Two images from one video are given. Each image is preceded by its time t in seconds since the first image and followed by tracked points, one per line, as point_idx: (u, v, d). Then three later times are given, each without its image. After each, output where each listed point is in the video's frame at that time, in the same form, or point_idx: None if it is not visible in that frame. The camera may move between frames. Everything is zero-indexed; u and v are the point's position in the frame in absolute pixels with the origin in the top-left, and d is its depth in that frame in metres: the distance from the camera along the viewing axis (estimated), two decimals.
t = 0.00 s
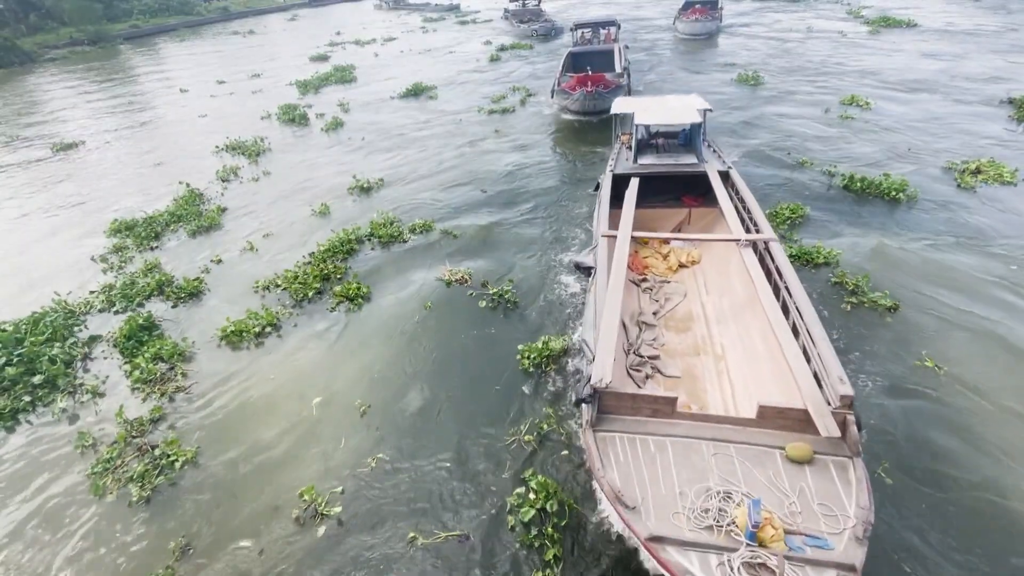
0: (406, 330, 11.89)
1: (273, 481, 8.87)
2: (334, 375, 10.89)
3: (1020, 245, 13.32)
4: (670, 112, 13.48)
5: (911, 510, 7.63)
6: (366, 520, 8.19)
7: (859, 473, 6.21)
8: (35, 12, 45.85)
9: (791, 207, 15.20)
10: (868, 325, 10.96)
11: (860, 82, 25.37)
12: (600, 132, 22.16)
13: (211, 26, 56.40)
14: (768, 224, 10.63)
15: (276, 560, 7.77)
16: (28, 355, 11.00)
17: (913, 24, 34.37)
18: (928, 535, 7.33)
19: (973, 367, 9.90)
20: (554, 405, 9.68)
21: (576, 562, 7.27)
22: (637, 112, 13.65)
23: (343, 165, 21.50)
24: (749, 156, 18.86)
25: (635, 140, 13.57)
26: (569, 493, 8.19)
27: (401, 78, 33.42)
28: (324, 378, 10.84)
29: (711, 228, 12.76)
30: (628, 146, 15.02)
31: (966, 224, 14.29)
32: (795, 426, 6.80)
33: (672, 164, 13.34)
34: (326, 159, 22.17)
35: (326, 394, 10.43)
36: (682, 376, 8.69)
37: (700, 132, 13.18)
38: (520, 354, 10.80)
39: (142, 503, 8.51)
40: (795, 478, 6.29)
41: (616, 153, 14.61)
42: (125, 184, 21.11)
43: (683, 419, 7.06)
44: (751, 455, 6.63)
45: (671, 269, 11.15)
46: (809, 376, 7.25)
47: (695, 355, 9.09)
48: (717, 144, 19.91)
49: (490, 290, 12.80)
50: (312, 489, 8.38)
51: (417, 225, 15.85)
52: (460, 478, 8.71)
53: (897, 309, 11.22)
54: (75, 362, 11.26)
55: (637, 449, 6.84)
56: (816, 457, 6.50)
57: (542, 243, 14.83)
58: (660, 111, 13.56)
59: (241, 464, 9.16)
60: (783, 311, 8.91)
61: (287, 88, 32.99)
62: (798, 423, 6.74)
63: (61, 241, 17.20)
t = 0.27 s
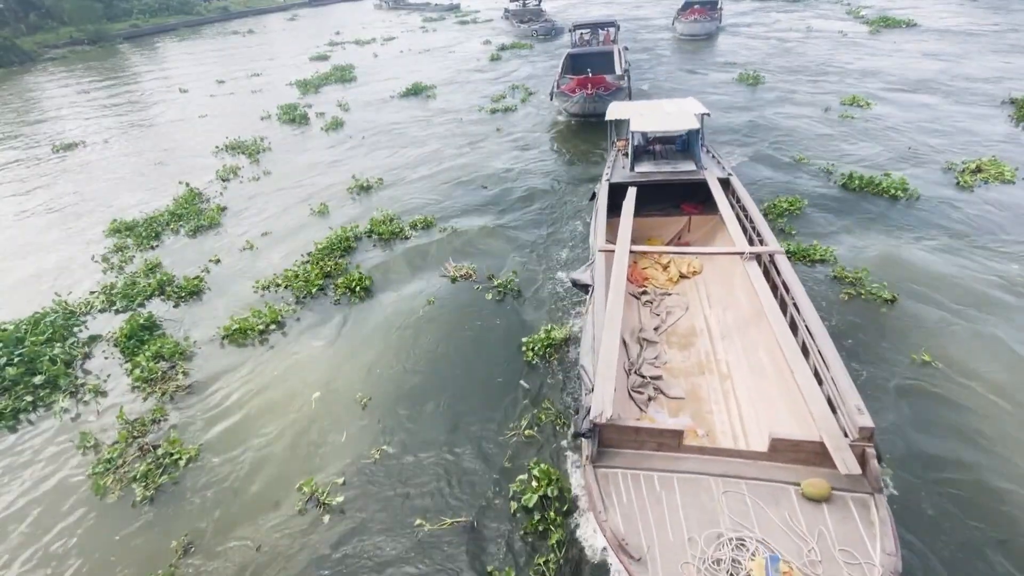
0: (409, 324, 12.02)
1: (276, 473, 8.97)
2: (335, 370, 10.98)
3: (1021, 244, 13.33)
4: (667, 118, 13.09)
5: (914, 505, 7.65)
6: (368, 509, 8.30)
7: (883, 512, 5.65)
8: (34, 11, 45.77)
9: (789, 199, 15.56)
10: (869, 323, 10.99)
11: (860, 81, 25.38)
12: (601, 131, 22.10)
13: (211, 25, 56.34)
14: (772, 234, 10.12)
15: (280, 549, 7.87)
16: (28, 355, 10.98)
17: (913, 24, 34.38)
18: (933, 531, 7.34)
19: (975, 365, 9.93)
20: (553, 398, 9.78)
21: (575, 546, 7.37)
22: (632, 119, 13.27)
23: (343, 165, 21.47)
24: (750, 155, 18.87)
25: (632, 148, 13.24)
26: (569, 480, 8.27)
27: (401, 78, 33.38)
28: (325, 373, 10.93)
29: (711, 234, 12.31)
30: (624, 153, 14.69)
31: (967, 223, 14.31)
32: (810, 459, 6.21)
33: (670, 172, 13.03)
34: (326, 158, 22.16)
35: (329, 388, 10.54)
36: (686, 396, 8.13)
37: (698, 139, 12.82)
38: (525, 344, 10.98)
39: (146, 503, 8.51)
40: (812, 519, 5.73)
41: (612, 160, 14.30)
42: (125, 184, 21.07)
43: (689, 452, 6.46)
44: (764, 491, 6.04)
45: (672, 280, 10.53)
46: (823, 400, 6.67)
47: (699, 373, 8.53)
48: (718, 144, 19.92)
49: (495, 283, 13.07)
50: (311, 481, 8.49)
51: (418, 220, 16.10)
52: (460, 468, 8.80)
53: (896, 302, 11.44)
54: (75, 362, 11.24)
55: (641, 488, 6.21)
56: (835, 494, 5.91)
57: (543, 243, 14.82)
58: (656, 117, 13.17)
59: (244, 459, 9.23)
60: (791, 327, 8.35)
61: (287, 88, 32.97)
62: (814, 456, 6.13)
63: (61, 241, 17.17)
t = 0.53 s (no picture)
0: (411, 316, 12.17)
1: (278, 465, 9.01)
2: (336, 362, 11.07)
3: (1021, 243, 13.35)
4: (664, 122, 12.65)
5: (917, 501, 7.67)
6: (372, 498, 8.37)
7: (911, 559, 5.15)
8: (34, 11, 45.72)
9: (788, 191, 15.85)
10: (872, 321, 10.98)
11: (861, 80, 25.37)
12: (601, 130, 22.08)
13: (211, 24, 56.31)
14: (777, 246, 9.71)
15: (283, 541, 7.90)
16: (28, 355, 10.95)
17: (913, 23, 34.41)
18: (935, 526, 7.37)
19: (979, 363, 9.91)
20: (553, 385, 9.93)
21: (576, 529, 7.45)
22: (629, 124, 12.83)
23: (344, 164, 21.44)
24: (750, 154, 18.89)
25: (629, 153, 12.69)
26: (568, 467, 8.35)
27: (401, 77, 33.35)
28: (326, 365, 11.02)
29: (712, 243, 11.79)
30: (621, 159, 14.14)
31: (968, 222, 14.31)
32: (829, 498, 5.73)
33: (668, 178, 12.47)
34: (326, 158, 22.15)
35: (330, 380, 10.63)
36: (690, 420, 7.76)
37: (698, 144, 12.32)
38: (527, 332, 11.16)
39: (150, 502, 8.48)
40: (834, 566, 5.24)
41: (609, 167, 13.78)
42: (125, 183, 21.04)
43: (698, 490, 5.98)
44: (780, 534, 5.55)
45: (672, 291, 10.25)
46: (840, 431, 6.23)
47: (703, 394, 8.15)
48: (719, 143, 19.90)
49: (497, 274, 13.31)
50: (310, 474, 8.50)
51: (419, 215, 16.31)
52: (461, 456, 8.89)
53: (895, 294, 11.62)
54: (76, 362, 11.21)
55: (646, 531, 5.73)
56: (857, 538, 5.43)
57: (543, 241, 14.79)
58: (653, 121, 12.74)
59: (245, 454, 9.23)
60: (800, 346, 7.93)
61: (286, 87, 32.96)
62: (832, 495, 5.67)
63: (61, 240, 17.15)
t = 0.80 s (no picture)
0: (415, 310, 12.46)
1: (281, 456, 9.19)
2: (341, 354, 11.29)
3: (1020, 240, 13.38)
4: (665, 127, 12.29)
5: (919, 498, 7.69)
6: (374, 486, 8.59)
7: None
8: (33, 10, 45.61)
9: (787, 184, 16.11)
10: (874, 319, 10.97)
11: (861, 78, 25.37)
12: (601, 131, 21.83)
13: (210, 23, 56.24)
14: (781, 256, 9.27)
15: (285, 532, 8.03)
16: (29, 355, 10.96)
17: (913, 22, 34.40)
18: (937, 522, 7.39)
19: (982, 361, 9.90)
20: (552, 373, 10.26)
21: (572, 515, 7.75)
22: (627, 129, 12.45)
23: (344, 163, 21.41)
24: (749, 152, 18.93)
25: (628, 160, 12.26)
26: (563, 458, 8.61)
27: (401, 76, 33.32)
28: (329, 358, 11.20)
29: (712, 253, 11.52)
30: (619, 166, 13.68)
31: (968, 220, 14.34)
32: (847, 543, 5.40)
33: (669, 186, 12.04)
34: (326, 156, 22.16)
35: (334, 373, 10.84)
36: (694, 443, 7.60)
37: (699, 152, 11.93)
38: (528, 323, 11.49)
39: (152, 499, 8.54)
40: None
41: (606, 174, 13.33)
42: (124, 183, 21.04)
43: (708, 533, 5.65)
44: None
45: (672, 304, 10.12)
46: (857, 468, 5.87)
47: (707, 415, 8.00)
48: (719, 141, 19.90)
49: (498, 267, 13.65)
50: (310, 466, 8.63)
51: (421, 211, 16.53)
52: (460, 446, 9.11)
53: (895, 286, 11.79)
54: (77, 361, 11.22)
55: None
56: None
57: (542, 239, 14.81)
58: (653, 126, 12.36)
59: (247, 447, 9.35)
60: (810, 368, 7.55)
61: (286, 87, 32.95)
62: (852, 540, 5.37)
63: (61, 240, 17.15)
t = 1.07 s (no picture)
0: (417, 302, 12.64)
1: (283, 448, 9.30)
2: (348, 344, 11.50)
3: (1018, 237, 13.42)
4: (666, 131, 11.84)
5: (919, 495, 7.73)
6: (378, 473, 8.77)
7: None
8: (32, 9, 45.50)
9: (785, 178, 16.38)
10: (874, 318, 10.99)
11: (861, 76, 25.37)
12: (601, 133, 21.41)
13: (210, 22, 56.12)
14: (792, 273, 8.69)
15: (288, 523, 8.12)
16: (31, 354, 10.99)
17: (913, 20, 34.37)
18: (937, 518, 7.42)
19: (982, 359, 9.93)
20: (552, 360, 10.56)
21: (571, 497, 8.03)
22: (627, 132, 11.99)
23: (344, 162, 21.42)
24: (749, 150, 18.96)
25: (627, 167, 11.82)
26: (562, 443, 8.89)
27: (401, 74, 33.29)
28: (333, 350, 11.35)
29: (714, 262, 10.79)
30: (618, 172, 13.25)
31: (968, 217, 14.35)
32: None
33: (670, 194, 11.60)
34: (326, 155, 22.17)
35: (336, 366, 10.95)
36: (698, 471, 7.03)
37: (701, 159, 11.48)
38: (529, 312, 11.76)
39: (152, 495, 8.57)
40: None
41: (605, 181, 12.92)
42: (124, 182, 21.05)
43: None
44: None
45: (673, 317, 9.51)
46: (879, 509, 5.49)
47: (711, 438, 7.43)
48: (719, 139, 19.89)
49: (496, 257, 13.95)
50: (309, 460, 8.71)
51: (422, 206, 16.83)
52: (462, 433, 9.29)
53: (893, 280, 11.97)
54: (78, 361, 11.26)
55: None
56: None
57: (542, 237, 14.80)
58: (654, 130, 11.91)
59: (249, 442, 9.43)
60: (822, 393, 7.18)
61: (286, 85, 32.92)
62: None
63: (61, 239, 17.17)
